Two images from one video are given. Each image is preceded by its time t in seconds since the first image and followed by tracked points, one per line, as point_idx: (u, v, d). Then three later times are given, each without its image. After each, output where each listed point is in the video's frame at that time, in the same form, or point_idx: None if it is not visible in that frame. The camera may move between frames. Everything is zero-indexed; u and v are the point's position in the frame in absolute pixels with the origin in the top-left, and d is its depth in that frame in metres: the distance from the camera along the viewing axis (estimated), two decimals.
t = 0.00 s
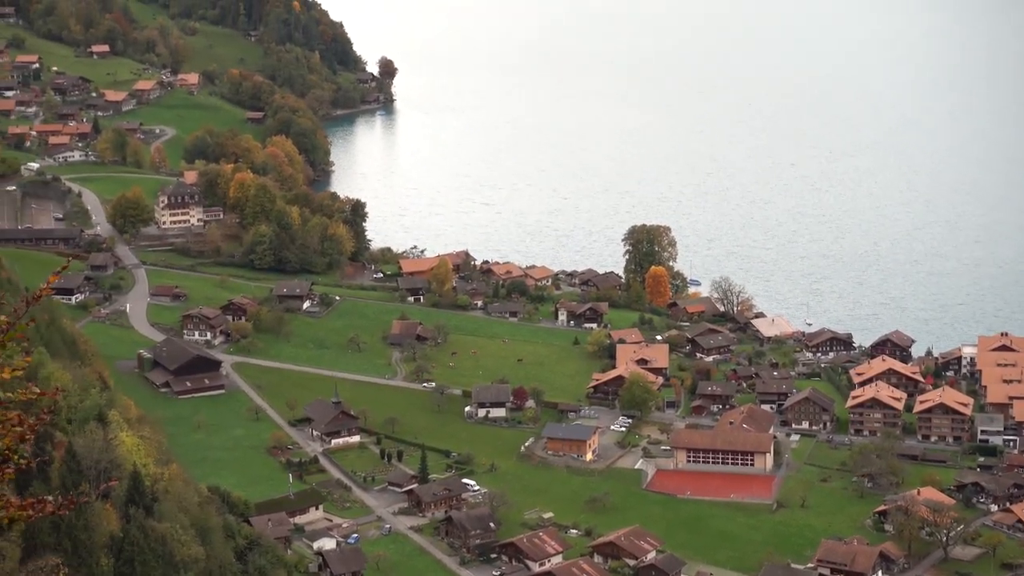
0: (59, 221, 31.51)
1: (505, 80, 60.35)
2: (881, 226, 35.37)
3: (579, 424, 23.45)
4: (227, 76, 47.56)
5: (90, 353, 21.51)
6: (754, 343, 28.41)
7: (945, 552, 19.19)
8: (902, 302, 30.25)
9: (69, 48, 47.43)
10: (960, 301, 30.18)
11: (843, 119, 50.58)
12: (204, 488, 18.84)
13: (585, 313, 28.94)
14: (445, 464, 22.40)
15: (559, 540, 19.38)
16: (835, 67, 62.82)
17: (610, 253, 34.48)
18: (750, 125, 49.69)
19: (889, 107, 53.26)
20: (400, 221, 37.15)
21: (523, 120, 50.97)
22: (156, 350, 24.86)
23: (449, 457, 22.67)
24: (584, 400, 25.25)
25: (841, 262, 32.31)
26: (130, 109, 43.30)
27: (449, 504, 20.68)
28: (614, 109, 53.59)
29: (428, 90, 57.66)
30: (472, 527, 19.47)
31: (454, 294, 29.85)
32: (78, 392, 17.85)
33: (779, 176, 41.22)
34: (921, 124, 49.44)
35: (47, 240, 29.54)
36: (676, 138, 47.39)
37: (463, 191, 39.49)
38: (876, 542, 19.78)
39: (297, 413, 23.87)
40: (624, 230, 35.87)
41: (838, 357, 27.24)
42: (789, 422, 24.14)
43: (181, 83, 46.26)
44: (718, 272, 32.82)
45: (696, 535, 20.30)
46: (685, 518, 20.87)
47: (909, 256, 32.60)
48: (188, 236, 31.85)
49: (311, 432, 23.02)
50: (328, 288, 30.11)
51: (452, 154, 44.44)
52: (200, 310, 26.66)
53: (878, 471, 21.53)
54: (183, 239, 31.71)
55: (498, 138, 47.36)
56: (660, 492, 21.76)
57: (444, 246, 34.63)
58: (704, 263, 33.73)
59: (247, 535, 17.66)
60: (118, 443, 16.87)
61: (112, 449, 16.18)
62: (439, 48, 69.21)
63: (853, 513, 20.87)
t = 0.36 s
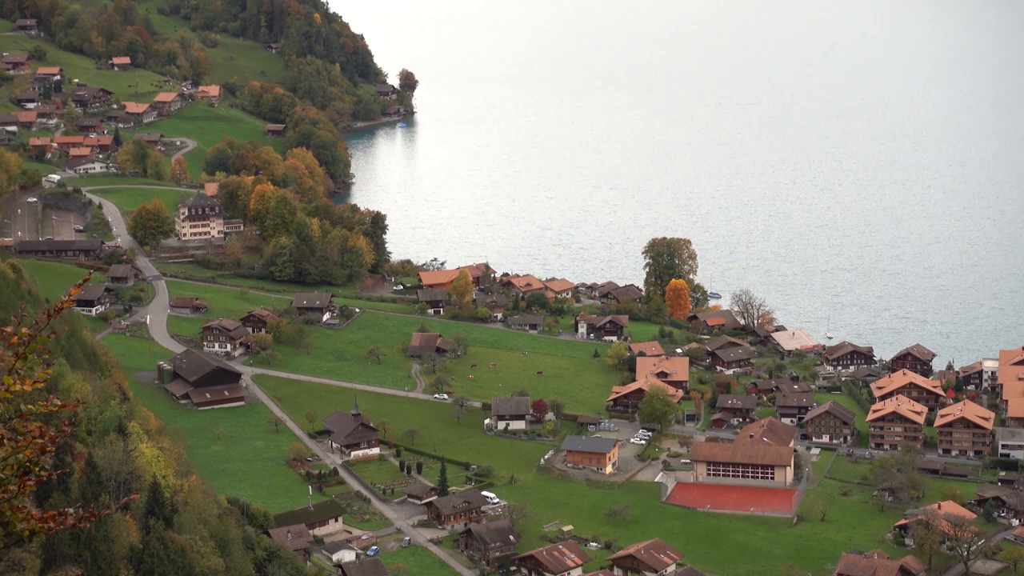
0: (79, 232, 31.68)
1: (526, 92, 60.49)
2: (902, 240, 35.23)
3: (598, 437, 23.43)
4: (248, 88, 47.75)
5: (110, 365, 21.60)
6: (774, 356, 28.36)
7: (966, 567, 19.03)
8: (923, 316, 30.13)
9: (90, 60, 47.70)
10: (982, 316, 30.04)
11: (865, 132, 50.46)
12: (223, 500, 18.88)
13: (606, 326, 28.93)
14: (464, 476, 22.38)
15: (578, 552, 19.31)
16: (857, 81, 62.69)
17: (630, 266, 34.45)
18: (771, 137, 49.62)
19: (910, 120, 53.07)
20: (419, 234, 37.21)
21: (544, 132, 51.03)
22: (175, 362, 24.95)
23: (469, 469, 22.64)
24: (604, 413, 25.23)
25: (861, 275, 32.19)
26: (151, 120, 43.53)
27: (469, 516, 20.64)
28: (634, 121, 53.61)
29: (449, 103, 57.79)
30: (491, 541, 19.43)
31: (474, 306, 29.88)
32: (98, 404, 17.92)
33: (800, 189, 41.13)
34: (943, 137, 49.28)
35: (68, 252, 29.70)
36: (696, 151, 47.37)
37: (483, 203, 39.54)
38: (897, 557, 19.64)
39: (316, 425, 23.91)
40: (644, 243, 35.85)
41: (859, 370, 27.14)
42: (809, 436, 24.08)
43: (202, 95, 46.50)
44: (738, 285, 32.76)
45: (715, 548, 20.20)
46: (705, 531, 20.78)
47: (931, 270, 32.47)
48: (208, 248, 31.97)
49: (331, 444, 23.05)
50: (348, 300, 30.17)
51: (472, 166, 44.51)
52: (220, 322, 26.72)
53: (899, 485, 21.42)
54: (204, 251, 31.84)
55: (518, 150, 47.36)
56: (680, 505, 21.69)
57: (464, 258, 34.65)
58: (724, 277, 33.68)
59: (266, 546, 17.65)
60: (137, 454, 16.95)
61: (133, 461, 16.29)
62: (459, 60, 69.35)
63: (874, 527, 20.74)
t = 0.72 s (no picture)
0: (99, 243, 31.86)
1: (546, 105, 60.53)
2: (923, 255, 35.10)
3: (617, 450, 23.38)
4: (269, 100, 47.89)
5: (130, 376, 21.66)
6: (793, 370, 28.28)
7: None
8: (944, 330, 30.02)
9: (111, 72, 47.93)
10: (1003, 330, 29.90)
11: (885, 146, 50.31)
12: (241, 512, 18.90)
13: (624, 339, 28.90)
14: (483, 489, 22.36)
15: (596, 566, 19.24)
16: (878, 95, 62.58)
17: (649, 280, 34.40)
18: (791, 151, 49.52)
19: (932, 134, 52.91)
20: (439, 247, 37.22)
21: (564, 146, 51.03)
22: (195, 373, 25.01)
23: (487, 482, 22.62)
24: (623, 427, 25.20)
25: (882, 289, 32.06)
26: (171, 132, 43.71)
27: (487, 530, 20.61)
28: (654, 135, 53.59)
29: (469, 116, 57.86)
30: (509, 554, 19.40)
31: (493, 319, 29.88)
32: (117, 415, 17.97)
33: (820, 203, 41.02)
34: (964, 151, 49.12)
35: (88, 263, 29.83)
36: (715, 164, 47.30)
37: (503, 216, 39.53)
38: (917, 572, 19.53)
39: (335, 437, 23.93)
40: (664, 257, 35.79)
41: (878, 384, 27.05)
42: (828, 450, 23.99)
43: (222, 107, 46.68)
44: (758, 299, 32.67)
45: (734, 562, 20.11)
46: (724, 545, 20.70)
47: (952, 284, 32.32)
48: (228, 260, 32.07)
49: (349, 456, 23.06)
50: (367, 312, 30.21)
51: (491, 179, 44.52)
52: (239, 334, 26.81)
53: (919, 500, 21.32)
54: (223, 263, 31.93)
55: (537, 163, 47.35)
56: (699, 519, 21.63)
57: (483, 271, 34.66)
58: (744, 291, 33.60)
59: (283, 558, 17.64)
60: (155, 466, 16.98)
61: (152, 472, 16.33)
62: (479, 74, 69.47)
63: (894, 542, 20.63)
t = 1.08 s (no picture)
0: (120, 256, 31.99)
1: (566, 118, 60.66)
2: (944, 268, 35.00)
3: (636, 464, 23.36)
4: (289, 113, 48.06)
5: (149, 388, 21.72)
6: (813, 385, 28.21)
7: None
8: (964, 345, 29.92)
9: (132, 85, 48.16)
10: None
11: (906, 160, 50.23)
12: (259, 524, 18.93)
13: (643, 352, 28.88)
14: (501, 502, 22.35)
15: None
16: (898, 108, 62.55)
17: (669, 294, 34.37)
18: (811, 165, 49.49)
19: (953, 147, 52.81)
20: (458, 260, 37.28)
21: (583, 158, 51.09)
22: (214, 386, 25.09)
23: (506, 496, 22.61)
24: (642, 440, 25.17)
25: (902, 303, 31.98)
26: (191, 145, 43.92)
27: (505, 542, 20.59)
28: (674, 149, 53.60)
29: (489, 128, 58.01)
30: (528, 566, 19.39)
31: (512, 332, 29.91)
32: (137, 427, 18.03)
33: (840, 216, 40.97)
34: (985, 165, 49.02)
35: (108, 275, 29.95)
36: (735, 178, 47.30)
37: (522, 229, 39.57)
38: None
39: (354, 450, 23.95)
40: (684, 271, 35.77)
41: (897, 399, 26.96)
42: (847, 464, 23.91)
43: (242, 120, 46.87)
44: (778, 313, 32.61)
45: None
46: (743, 559, 20.63)
47: (973, 299, 32.21)
48: (248, 273, 32.19)
49: (367, 469, 23.08)
50: (386, 325, 30.26)
51: (511, 192, 44.60)
52: (259, 346, 26.89)
53: (938, 515, 21.24)
54: (243, 276, 32.05)
55: (557, 176, 47.40)
56: (718, 533, 21.57)
57: (503, 284, 34.69)
58: (764, 305, 33.54)
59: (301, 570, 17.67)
60: (174, 478, 17.03)
61: (170, 484, 16.37)
62: (498, 87, 69.66)
63: (914, 557, 20.53)
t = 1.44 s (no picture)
0: (140, 268, 32.12)
1: (585, 131, 60.78)
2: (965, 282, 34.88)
3: (656, 477, 23.33)
4: (310, 126, 48.24)
5: (170, 400, 21.79)
6: (833, 398, 28.14)
7: None
8: (985, 360, 29.81)
9: (153, 97, 48.39)
10: None
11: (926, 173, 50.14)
12: (278, 536, 18.97)
13: (663, 365, 28.85)
14: (520, 515, 22.34)
15: None
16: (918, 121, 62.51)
17: (689, 308, 34.35)
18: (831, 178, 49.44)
19: (974, 161, 52.70)
20: (478, 273, 37.34)
21: (603, 171, 51.17)
22: (234, 398, 25.16)
23: (525, 508, 22.60)
24: (661, 453, 25.14)
25: (923, 316, 31.89)
26: (212, 157, 44.11)
27: (525, 555, 20.57)
28: (694, 162, 53.63)
29: (509, 141, 58.11)
30: None
31: (531, 345, 29.92)
32: (157, 439, 18.09)
33: (860, 229, 40.92)
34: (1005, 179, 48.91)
35: (129, 287, 30.07)
36: (754, 191, 47.27)
37: (541, 240, 39.61)
38: None
39: (374, 462, 23.99)
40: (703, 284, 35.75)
41: (918, 412, 26.87)
42: (867, 478, 23.83)
43: (263, 132, 47.05)
44: (798, 326, 32.55)
45: None
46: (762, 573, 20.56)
47: (994, 312, 32.11)
48: (268, 285, 32.30)
49: (387, 481, 23.11)
50: (406, 337, 30.32)
51: (530, 204, 44.67)
52: (279, 359, 26.97)
53: (959, 529, 21.14)
54: (263, 288, 32.16)
55: (576, 189, 47.44)
56: (738, 546, 21.51)
57: (522, 297, 34.72)
58: (783, 319, 33.48)
59: None
60: (194, 489, 17.08)
61: (190, 495, 16.41)
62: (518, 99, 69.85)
63: (934, 571, 20.44)
